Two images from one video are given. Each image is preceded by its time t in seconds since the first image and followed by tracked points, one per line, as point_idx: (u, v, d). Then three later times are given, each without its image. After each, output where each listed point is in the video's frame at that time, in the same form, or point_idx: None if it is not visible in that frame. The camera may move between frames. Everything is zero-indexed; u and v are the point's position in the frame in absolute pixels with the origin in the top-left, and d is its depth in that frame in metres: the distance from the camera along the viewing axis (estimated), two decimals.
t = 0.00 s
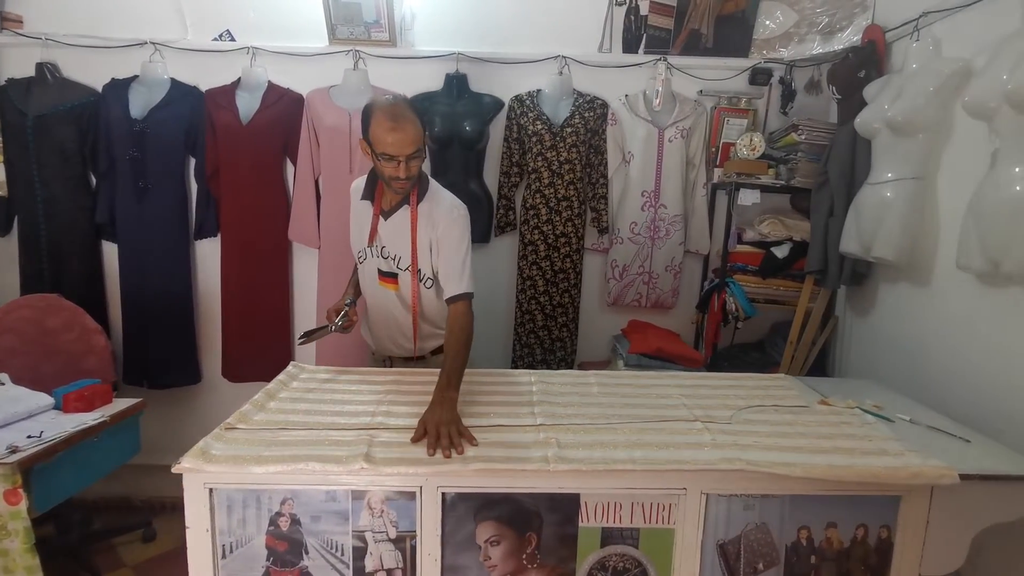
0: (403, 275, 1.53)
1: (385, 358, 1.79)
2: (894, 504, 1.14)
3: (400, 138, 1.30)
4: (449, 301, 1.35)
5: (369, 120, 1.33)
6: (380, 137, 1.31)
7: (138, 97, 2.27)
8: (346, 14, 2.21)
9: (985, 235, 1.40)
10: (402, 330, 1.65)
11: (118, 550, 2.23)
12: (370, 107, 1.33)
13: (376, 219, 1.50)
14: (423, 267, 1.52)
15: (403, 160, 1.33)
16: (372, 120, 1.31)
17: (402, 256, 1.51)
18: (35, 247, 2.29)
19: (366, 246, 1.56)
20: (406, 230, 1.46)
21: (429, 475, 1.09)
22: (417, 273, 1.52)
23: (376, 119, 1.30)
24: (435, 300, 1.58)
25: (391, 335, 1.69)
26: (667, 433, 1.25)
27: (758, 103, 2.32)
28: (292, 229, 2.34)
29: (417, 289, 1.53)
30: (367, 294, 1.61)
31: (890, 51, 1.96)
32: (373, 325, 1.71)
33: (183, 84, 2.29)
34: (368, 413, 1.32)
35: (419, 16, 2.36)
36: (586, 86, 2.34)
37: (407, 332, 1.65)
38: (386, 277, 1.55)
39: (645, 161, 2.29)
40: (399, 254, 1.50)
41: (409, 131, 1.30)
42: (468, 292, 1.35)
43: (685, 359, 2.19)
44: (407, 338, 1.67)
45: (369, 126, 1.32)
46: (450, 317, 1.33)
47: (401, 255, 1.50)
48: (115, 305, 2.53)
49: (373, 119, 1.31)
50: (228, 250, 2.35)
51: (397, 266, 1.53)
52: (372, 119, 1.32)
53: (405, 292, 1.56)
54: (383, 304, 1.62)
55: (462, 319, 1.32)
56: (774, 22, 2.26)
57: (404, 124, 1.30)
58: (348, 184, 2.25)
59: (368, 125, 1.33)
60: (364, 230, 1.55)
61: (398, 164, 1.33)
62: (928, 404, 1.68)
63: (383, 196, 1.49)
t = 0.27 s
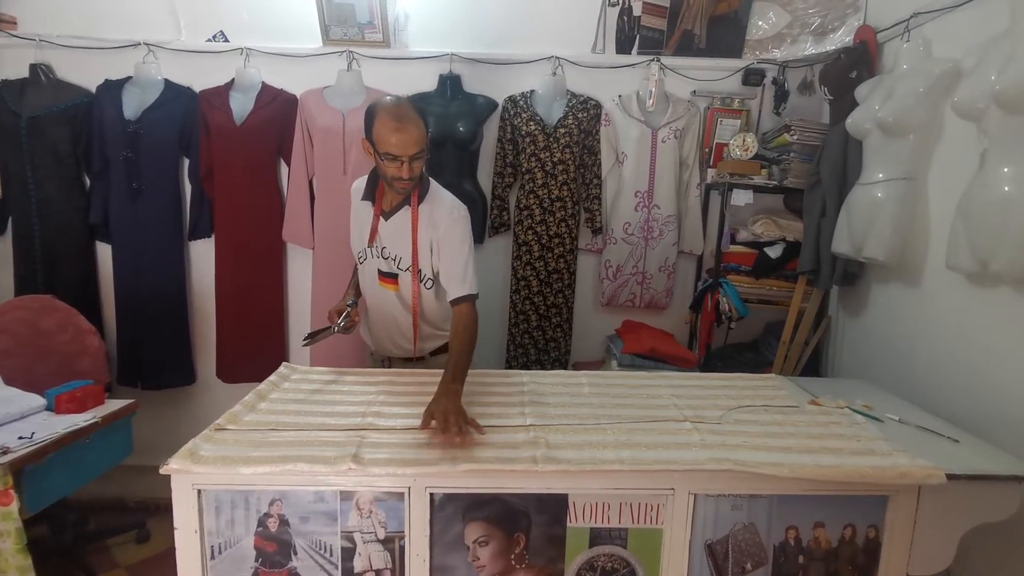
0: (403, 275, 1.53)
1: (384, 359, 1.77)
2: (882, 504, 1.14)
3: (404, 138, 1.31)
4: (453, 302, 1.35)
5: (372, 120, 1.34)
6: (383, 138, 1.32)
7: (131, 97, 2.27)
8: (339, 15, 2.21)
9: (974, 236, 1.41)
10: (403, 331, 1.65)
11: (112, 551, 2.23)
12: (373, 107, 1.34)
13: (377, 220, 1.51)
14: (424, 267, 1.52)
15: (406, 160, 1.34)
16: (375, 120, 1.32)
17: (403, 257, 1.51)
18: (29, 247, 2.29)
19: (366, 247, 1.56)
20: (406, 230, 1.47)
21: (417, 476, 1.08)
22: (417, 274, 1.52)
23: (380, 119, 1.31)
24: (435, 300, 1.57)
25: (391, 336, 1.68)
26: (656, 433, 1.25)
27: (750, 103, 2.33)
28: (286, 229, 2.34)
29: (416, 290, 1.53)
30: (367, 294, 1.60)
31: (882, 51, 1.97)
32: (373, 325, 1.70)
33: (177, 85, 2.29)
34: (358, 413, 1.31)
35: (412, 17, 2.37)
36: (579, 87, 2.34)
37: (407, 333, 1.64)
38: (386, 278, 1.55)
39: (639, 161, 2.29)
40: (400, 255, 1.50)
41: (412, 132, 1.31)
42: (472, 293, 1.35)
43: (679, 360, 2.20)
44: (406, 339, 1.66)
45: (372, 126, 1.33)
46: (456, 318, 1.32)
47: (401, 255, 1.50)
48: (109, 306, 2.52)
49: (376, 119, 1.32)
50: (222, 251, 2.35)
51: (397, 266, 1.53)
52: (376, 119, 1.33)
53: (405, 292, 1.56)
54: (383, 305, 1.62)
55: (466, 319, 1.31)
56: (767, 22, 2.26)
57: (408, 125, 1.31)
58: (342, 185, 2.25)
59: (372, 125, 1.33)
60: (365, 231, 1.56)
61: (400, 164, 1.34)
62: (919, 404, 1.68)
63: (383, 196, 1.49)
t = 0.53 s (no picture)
0: (404, 280, 1.52)
1: (382, 363, 1.75)
2: (871, 504, 1.14)
3: (406, 143, 1.31)
4: (459, 305, 1.35)
5: (374, 126, 1.34)
6: (386, 143, 1.33)
7: (120, 104, 2.27)
8: (328, 20, 2.21)
9: (961, 236, 1.41)
10: (403, 336, 1.62)
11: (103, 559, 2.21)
12: (374, 113, 1.34)
13: (379, 225, 1.50)
14: (425, 272, 1.50)
15: (408, 165, 1.34)
16: (377, 125, 1.33)
17: (404, 261, 1.50)
18: (17, 254, 2.27)
19: (368, 251, 1.55)
20: (409, 234, 1.46)
21: (405, 481, 1.08)
22: (418, 278, 1.51)
23: (383, 124, 1.31)
24: (436, 304, 1.56)
25: (391, 340, 1.65)
26: (646, 436, 1.25)
27: (740, 105, 2.33)
28: (277, 234, 2.33)
29: (417, 294, 1.51)
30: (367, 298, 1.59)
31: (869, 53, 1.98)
32: (373, 330, 1.68)
33: (166, 90, 2.29)
34: (347, 419, 1.30)
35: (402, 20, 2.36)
36: (569, 90, 2.34)
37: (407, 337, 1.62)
38: (387, 283, 1.54)
39: (629, 164, 2.29)
40: (401, 259, 1.50)
41: (415, 136, 1.32)
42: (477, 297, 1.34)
43: (671, 362, 2.19)
44: (407, 345, 1.64)
45: (375, 132, 1.33)
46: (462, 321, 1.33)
47: (402, 260, 1.49)
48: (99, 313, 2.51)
49: (378, 124, 1.32)
50: (212, 256, 2.34)
51: (398, 271, 1.52)
52: (378, 125, 1.33)
53: (406, 297, 1.54)
54: (383, 309, 1.60)
55: (472, 323, 1.32)
56: (755, 25, 2.27)
57: (410, 129, 1.32)
58: (332, 189, 2.25)
59: (374, 131, 1.34)
60: (367, 235, 1.55)
61: (403, 169, 1.34)
62: (910, 404, 1.68)
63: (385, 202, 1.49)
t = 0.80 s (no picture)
0: (414, 284, 1.52)
1: (388, 367, 1.76)
2: (863, 509, 1.14)
3: (422, 148, 1.29)
4: (465, 310, 1.34)
5: (390, 129, 1.31)
6: (402, 146, 1.30)
7: (113, 107, 2.26)
8: (322, 23, 2.21)
9: (954, 239, 1.41)
10: (410, 339, 1.62)
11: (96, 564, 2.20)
12: (392, 116, 1.32)
13: (389, 228, 1.49)
14: (434, 277, 1.50)
15: (424, 170, 1.32)
16: (394, 129, 1.30)
17: (414, 265, 1.50)
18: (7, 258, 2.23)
19: (377, 254, 1.54)
20: (420, 239, 1.46)
21: (396, 488, 1.07)
22: (428, 283, 1.50)
23: (399, 128, 1.28)
24: (445, 308, 1.56)
25: (397, 344, 1.65)
26: (638, 440, 1.24)
27: (735, 107, 2.33)
28: (271, 238, 2.32)
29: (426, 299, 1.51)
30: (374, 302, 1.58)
31: (861, 56, 1.99)
32: (380, 334, 1.67)
33: (159, 93, 2.28)
34: (339, 425, 1.30)
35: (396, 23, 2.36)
36: (564, 92, 2.34)
37: (415, 341, 1.62)
38: (395, 287, 1.53)
39: (624, 166, 2.29)
40: (411, 263, 1.49)
41: (431, 141, 1.29)
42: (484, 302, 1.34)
43: (666, 364, 2.19)
44: (415, 348, 1.64)
45: (391, 135, 1.31)
46: (471, 326, 1.32)
47: (413, 264, 1.49)
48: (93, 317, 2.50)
49: (395, 127, 1.30)
50: (206, 260, 2.33)
51: (407, 275, 1.51)
52: (394, 128, 1.30)
53: (415, 301, 1.54)
54: (390, 313, 1.60)
55: (479, 329, 1.31)
56: (750, 27, 2.27)
57: (427, 134, 1.29)
58: (326, 192, 2.24)
59: (390, 134, 1.31)
60: (376, 238, 1.54)
61: (419, 173, 1.32)
62: (905, 407, 1.68)
63: (395, 204, 1.48)
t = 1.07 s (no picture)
0: (427, 290, 1.52)
1: (399, 372, 1.76)
2: (856, 514, 1.14)
3: (444, 154, 1.30)
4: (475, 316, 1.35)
5: (411, 134, 1.32)
6: (422, 152, 1.31)
7: (107, 112, 2.25)
8: (317, 28, 2.21)
9: (946, 244, 1.41)
10: (422, 345, 1.62)
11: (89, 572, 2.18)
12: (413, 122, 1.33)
13: (404, 233, 1.50)
14: (448, 283, 1.50)
15: (444, 176, 1.33)
16: (415, 134, 1.31)
17: (428, 271, 1.50)
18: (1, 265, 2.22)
19: (391, 260, 1.54)
20: (434, 245, 1.46)
21: (388, 495, 1.07)
22: (442, 288, 1.50)
23: (421, 134, 1.30)
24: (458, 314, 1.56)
25: (409, 349, 1.65)
26: (632, 446, 1.24)
27: (729, 111, 2.33)
28: (266, 242, 2.32)
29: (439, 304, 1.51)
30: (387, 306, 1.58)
31: (854, 60, 1.99)
32: (392, 340, 1.66)
33: (153, 98, 2.27)
34: (332, 432, 1.29)
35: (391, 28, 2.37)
36: (558, 97, 2.34)
37: (427, 347, 1.62)
38: (408, 292, 1.53)
39: (619, 170, 2.29)
40: (426, 269, 1.50)
41: (452, 148, 1.31)
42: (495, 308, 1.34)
43: (661, 368, 2.19)
44: (427, 354, 1.64)
45: (412, 140, 1.32)
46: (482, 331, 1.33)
47: (426, 269, 1.49)
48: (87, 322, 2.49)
49: (417, 134, 1.31)
50: (200, 265, 2.33)
51: (421, 281, 1.51)
52: (415, 133, 1.31)
53: (428, 306, 1.54)
54: (402, 318, 1.59)
55: (489, 334, 1.32)
56: (744, 31, 2.28)
57: (449, 141, 1.30)
58: (321, 196, 2.24)
59: (411, 139, 1.32)
60: (389, 243, 1.53)
61: (439, 179, 1.32)
62: (900, 411, 1.68)
63: (410, 210, 1.49)
